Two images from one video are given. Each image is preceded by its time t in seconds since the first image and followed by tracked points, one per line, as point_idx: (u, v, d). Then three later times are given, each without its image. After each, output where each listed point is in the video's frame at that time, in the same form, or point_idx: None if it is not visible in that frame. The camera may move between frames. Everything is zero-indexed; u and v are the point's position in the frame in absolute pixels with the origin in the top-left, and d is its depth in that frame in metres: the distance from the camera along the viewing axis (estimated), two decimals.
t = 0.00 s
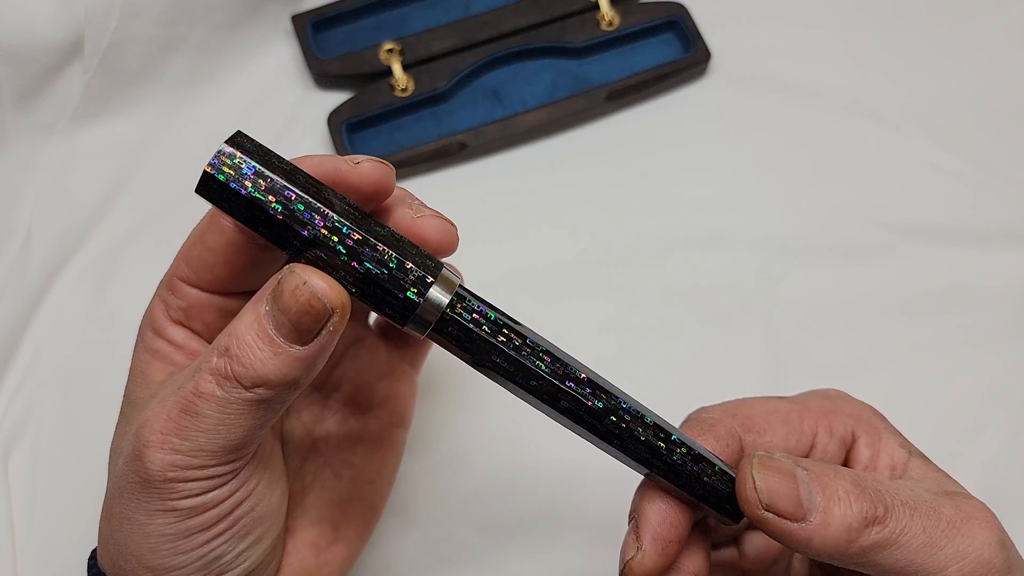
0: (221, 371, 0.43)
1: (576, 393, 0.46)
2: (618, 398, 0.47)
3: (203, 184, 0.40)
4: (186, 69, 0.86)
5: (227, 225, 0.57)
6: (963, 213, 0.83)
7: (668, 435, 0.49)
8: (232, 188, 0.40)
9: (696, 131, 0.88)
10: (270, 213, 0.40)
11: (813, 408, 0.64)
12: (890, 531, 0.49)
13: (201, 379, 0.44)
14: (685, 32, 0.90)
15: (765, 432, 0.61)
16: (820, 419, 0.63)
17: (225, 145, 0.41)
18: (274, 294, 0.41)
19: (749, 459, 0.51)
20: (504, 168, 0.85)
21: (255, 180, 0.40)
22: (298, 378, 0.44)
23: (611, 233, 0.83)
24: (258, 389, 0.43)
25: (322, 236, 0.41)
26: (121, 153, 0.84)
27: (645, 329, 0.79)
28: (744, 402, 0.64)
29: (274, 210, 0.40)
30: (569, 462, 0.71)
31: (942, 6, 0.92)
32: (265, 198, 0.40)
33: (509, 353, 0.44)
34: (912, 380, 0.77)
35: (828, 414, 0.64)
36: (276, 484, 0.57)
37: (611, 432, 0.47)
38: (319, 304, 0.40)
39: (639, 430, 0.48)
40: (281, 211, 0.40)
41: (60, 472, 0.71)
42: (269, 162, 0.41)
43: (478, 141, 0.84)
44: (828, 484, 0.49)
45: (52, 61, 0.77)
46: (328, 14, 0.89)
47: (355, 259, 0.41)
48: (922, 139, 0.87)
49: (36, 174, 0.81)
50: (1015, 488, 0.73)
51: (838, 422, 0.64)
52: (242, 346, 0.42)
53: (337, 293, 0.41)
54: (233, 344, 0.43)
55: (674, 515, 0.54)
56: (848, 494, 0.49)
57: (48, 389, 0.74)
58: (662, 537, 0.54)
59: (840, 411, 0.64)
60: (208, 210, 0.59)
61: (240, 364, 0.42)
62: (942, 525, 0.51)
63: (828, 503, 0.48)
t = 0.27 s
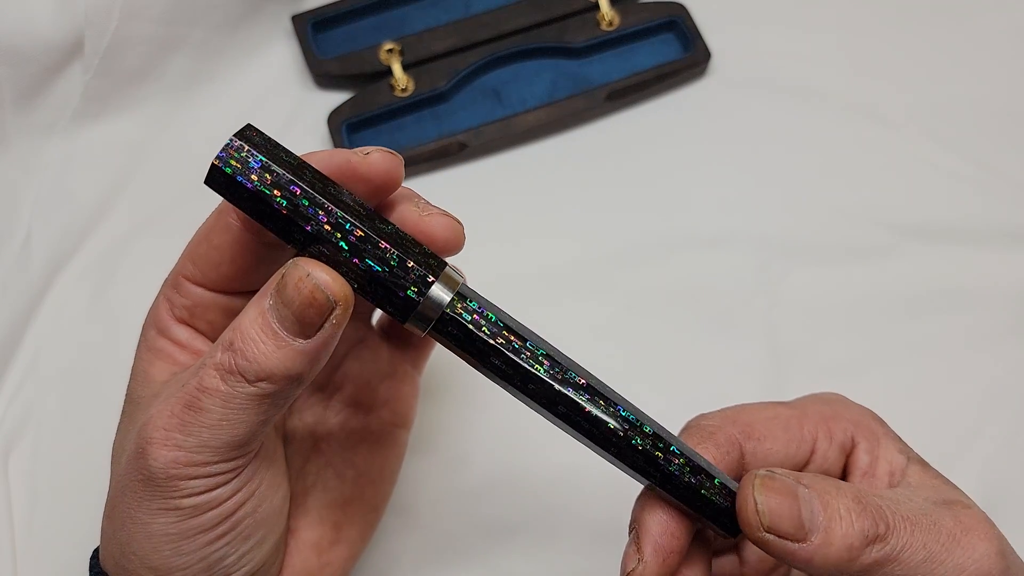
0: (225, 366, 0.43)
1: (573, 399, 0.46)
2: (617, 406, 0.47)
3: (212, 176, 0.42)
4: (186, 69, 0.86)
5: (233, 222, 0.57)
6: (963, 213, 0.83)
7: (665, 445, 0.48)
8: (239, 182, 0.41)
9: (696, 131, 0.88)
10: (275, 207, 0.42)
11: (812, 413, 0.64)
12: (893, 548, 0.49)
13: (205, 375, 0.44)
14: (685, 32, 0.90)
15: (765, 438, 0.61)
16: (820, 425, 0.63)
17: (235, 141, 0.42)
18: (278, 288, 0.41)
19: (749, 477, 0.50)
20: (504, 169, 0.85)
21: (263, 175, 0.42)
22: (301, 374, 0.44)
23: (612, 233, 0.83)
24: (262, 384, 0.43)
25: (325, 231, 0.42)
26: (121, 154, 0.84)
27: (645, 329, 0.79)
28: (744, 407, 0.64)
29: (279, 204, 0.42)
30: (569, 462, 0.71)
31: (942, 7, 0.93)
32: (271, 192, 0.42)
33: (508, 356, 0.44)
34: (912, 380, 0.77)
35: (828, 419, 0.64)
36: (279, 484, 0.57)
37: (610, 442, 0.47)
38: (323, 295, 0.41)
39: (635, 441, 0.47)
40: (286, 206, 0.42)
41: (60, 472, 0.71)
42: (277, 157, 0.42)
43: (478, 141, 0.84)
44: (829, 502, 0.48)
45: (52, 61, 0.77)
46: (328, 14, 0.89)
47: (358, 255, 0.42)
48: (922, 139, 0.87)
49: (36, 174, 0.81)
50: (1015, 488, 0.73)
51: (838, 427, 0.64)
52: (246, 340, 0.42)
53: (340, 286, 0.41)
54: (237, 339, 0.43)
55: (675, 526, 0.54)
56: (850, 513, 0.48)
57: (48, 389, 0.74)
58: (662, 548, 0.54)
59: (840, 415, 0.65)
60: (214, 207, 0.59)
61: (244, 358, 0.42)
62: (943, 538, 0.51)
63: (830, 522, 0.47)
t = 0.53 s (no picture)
0: (228, 368, 0.43)
1: (569, 420, 0.46)
2: (613, 429, 0.47)
3: (225, 174, 0.43)
4: (186, 69, 0.86)
5: (232, 214, 0.57)
6: (963, 214, 0.83)
7: (664, 474, 0.48)
8: (251, 183, 0.43)
9: (696, 131, 0.88)
10: (284, 209, 0.43)
11: (812, 425, 0.64)
12: None
13: (208, 376, 0.44)
14: (685, 32, 0.90)
15: (763, 453, 0.61)
16: (820, 436, 0.63)
17: (249, 140, 0.43)
18: (285, 289, 0.41)
19: (749, 514, 0.49)
20: (503, 169, 0.85)
21: (273, 177, 0.43)
22: (304, 376, 0.44)
23: (611, 233, 0.83)
24: (265, 386, 0.43)
25: (330, 237, 0.43)
26: (121, 153, 0.84)
27: (645, 330, 0.79)
28: (744, 420, 0.63)
29: (287, 207, 0.43)
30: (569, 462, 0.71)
31: (942, 6, 0.92)
32: (279, 195, 0.43)
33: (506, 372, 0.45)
34: (912, 380, 0.77)
35: (827, 430, 0.64)
36: (279, 486, 0.57)
37: (604, 462, 0.47)
38: (330, 299, 0.41)
39: (628, 464, 0.47)
40: (294, 209, 0.43)
41: (60, 472, 0.71)
42: (288, 159, 0.43)
43: (478, 141, 0.84)
44: (829, 539, 0.47)
45: (52, 61, 0.77)
46: (328, 14, 0.89)
47: (361, 262, 0.43)
48: (922, 139, 0.87)
49: (36, 174, 0.81)
50: (1015, 489, 0.73)
51: (837, 438, 0.64)
52: (251, 342, 0.42)
53: (349, 287, 0.42)
54: (241, 340, 0.43)
55: (673, 552, 0.53)
56: (849, 547, 0.47)
57: (48, 389, 0.74)
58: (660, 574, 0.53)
59: (839, 426, 0.64)
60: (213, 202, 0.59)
61: (248, 360, 0.42)
62: (942, 564, 0.51)
63: (829, 561, 0.47)
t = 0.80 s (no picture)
0: (237, 391, 0.43)
1: (600, 447, 0.43)
2: (651, 457, 0.44)
3: (237, 208, 0.44)
4: (186, 69, 0.86)
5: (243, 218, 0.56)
6: (964, 214, 0.83)
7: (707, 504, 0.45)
8: (262, 216, 0.44)
9: (696, 131, 0.88)
10: (295, 240, 0.43)
11: (844, 432, 0.62)
12: None
13: (217, 396, 0.44)
14: (685, 31, 0.90)
15: (803, 469, 0.58)
16: (853, 443, 0.61)
17: (259, 175, 0.44)
18: (299, 318, 0.41)
19: (814, 550, 0.46)
20: (503, 168, 0.85)
21: (284, 209, 0.43)
22: (313, 405, 0.44)
23: (612, 233, 0.83)
24: (273, 413, 0.43)
25: (342, 265, 0.43)
26: (121, 153, 0.83)
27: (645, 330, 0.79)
28: (781, 430, 0.60)
29: (297, 238, 0.43)
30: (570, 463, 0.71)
31: (943, 6, 0.92)
32: (290, 226, 0.43)
33: (529, 398, 0.43)
34: (912, 380, 0.77)
35: (861, 437, 0.62)
36: (284, 498, 0.58)
37: (640, 493, 0.44)
38: (345, 333, 0.41)
39: (666, 493, 0.44)
40: (304, 239, 0.43)
41: (60, 474, 0.71)
42: (298, 191, 0.44)
43: (478, 141, 0.84)
44: None
45: (51, 61, 0.77)
46: (328, 14, 0.89)
47: (374, 290, 0.43)
48: (923, 139, 0.86)
49: (36, 174, 0.81)
50: (1015, 490, 0.73)
51: (870, 446, 0.62)
52: (261, 367, 0.42)
53: (362, 323, 0.41)
54: (252, 364, 0.42)
55: None
56: None
57: (48, 390, 0.74)
58: None
59: (869, 434, 0.63)
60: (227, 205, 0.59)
61: (258, 386, 0.42)
62: None
63: None
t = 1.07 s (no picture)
0: (206, 404, 0.43)
1: (567, 423, 0.46)
2: (606, 427, 0.48)
3: (181, 213, 0.38)
4: (186, 69, 0.86)
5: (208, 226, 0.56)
6: (966, 213, 0.83)
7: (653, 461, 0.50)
8: (215, 221, 0.39)
9: (697, 130, 0.87)
10: (255, 246, 0.39)
11: (790, 416, 0.64)
12: (859, 530, 0.49)
13: (186, 409, 0.44)
14: (685, 31, 0.90)
15: (742, 442, 0.61)
16: (799, 427, 0.63)
17: (206, 174, 0.39)
18: (263, 331, 0.40)
19: (713, 470, 0.50)
20: (503, 168, 0.85)
21: (241, 212, 0.39)
22: (284, 412, 0.44)
23: (611, 233, 0.83)
24: (244, 423, 0.43)
25: (310, 269, 0.40)
26: (120, 153, 0.83)
27: (643, 330, 0.79)
28: (725, 413, 0.64)
29: (258, 243, 0.39)
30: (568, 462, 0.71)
31: (945, 5, 0.92)
32: (250, 230, 0.39)
33: (505, 388, 0.44)
34: (913, 381, 0.77)
35: (807, 421, 0.63)
36: (265, 498, 0.58)
37: (598, 460, 0.48)
38: (311, 342, 0.40)
39: (624, 457, 0.49)
40: (267, 245, 0.39)
41: (59, 473, 0.71)
42: (254, 191, 0.39)
43: (478, 141, 0.84)
44: (792, 486, 0.50)
45: (51, 60, 0.77)
46: (328, 14, 0.89)
47: (346, 292, 0.40)
48: (925, 138, 0.86)
49: (36, 173, 0.81)
50: (1018, 491, 0.72)
51: (818, 429, 0.63)
52: (229, 380, 0.42)
53: (327, 325, 0.40)
54: (219, 377, 0.42)
55: (659, 536, 0.55)
56: (813, 496, 0.49)
57: (47, 388, 0.74)
58: (640, 554, 0.55)
59: (819, 419, 0.63)
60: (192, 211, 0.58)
61: (226, 399, 0.42)
62: (913, 521, 0.51)
63: (795, 503, 0.49)
